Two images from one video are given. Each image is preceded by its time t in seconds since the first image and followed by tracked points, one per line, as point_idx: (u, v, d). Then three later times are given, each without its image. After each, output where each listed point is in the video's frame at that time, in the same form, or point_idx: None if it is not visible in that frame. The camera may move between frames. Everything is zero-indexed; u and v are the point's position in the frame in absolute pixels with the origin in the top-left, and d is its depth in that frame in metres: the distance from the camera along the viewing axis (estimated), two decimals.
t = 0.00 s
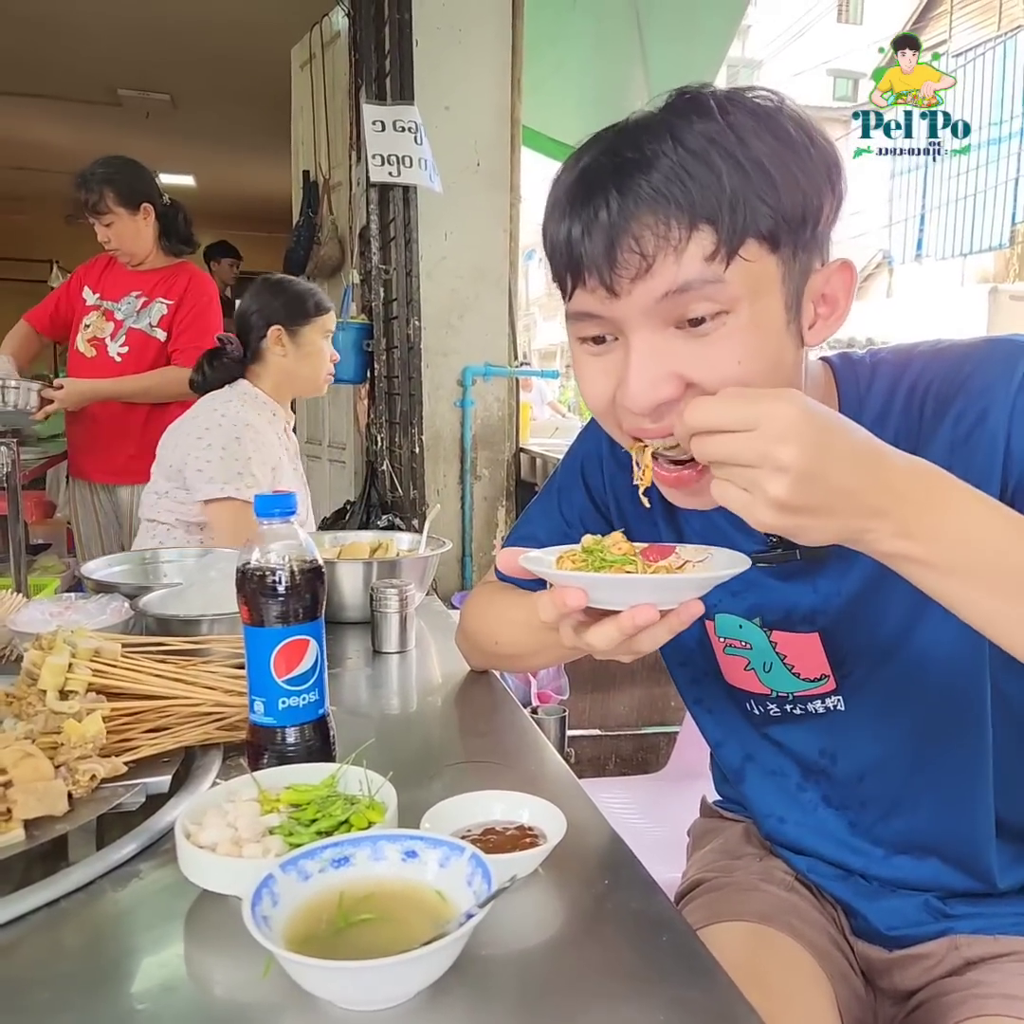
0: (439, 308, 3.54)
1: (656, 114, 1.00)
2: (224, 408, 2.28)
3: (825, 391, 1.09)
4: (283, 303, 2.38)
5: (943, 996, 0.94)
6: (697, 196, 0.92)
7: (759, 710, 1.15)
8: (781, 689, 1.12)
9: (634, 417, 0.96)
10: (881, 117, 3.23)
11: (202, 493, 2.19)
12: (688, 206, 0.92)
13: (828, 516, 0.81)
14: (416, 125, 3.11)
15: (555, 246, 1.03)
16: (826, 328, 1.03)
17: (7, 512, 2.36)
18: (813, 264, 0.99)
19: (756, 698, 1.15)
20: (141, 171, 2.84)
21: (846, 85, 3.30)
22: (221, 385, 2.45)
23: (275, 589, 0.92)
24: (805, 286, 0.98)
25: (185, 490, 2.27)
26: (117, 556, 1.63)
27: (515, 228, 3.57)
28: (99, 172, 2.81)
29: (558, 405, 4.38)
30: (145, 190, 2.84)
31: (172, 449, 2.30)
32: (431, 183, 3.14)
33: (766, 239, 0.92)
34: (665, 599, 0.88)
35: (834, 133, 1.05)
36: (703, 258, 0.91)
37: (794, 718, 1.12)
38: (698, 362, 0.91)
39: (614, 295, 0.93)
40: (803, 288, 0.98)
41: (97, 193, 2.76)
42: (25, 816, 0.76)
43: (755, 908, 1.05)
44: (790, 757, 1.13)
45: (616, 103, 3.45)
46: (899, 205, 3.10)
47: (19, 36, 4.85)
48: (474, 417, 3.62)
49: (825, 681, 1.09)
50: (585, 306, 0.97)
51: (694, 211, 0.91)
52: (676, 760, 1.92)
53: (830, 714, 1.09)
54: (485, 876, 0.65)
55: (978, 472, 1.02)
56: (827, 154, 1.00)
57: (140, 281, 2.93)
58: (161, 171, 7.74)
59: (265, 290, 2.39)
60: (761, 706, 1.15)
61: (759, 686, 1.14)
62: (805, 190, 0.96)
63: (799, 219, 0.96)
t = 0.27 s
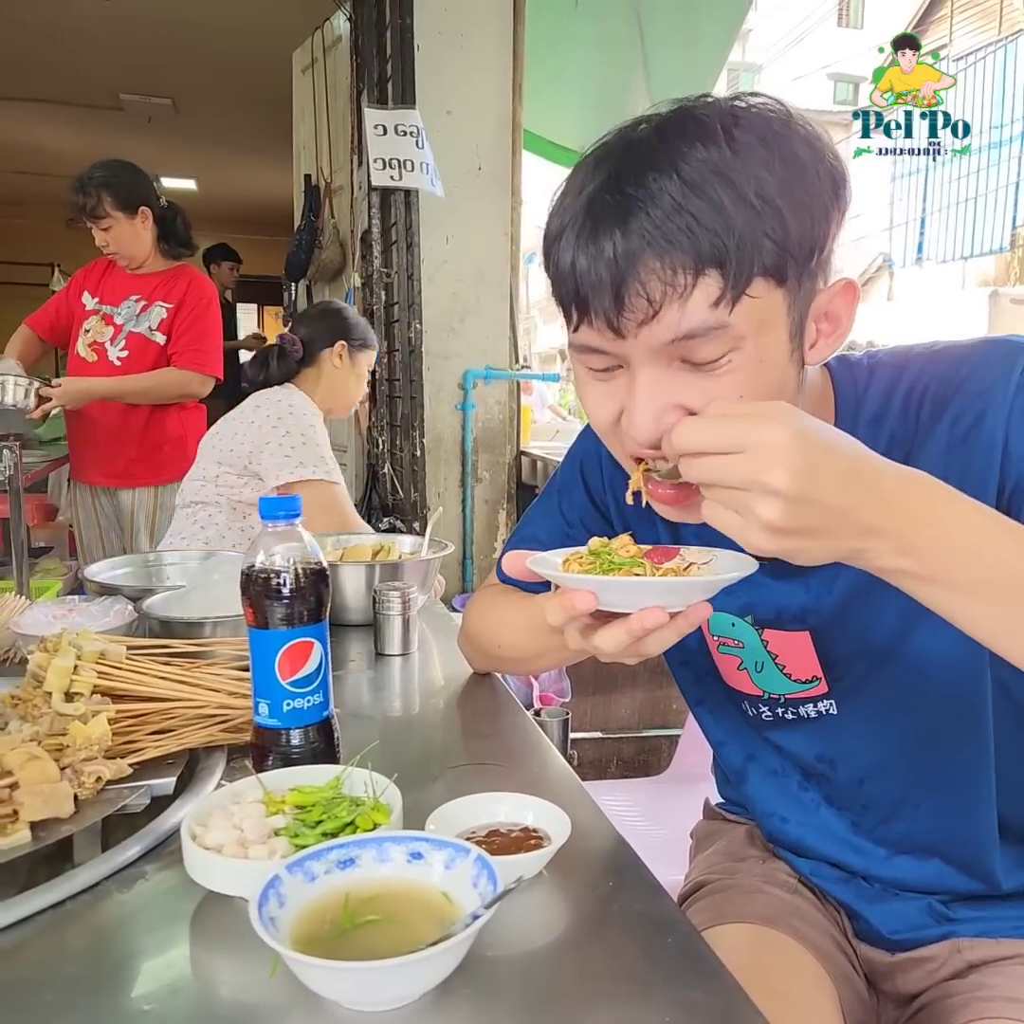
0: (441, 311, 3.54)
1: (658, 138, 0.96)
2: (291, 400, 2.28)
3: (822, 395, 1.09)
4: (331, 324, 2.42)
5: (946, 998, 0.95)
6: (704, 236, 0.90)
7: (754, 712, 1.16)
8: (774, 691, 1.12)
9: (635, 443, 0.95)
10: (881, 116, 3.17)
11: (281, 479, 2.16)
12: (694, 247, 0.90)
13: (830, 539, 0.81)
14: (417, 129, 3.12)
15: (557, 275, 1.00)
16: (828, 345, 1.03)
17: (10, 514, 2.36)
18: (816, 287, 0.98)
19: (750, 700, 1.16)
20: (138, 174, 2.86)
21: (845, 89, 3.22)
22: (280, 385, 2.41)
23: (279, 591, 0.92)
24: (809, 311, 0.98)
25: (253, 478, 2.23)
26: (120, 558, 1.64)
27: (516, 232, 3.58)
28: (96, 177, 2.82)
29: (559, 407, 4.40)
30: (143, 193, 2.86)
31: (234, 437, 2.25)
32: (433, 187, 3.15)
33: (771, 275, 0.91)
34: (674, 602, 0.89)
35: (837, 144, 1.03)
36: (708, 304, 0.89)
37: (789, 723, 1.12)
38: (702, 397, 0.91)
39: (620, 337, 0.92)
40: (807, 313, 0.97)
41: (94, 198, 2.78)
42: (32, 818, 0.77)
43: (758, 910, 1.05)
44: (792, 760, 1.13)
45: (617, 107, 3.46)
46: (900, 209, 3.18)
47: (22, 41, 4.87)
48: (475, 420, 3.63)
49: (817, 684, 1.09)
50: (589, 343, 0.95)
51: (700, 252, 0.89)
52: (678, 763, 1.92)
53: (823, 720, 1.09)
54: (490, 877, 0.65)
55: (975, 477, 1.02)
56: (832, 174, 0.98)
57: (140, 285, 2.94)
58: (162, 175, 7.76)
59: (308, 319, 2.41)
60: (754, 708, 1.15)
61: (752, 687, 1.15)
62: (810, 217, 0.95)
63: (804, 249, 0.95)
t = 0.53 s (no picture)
0: (439, 316, 3.55)
1: (637, 144, 0.96)
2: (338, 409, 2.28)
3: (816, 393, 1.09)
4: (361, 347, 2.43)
5: (950, 999, 0.95)
6: (678, 244, 0.89)
7: (754, 711, 1.16)
8: (767, 691, 1.12)
9: (621, 451, 0.95)
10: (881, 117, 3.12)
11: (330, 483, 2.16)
12: (669, 255, 0.89)
13: (837, 556, 0.79)
14: (415, 135, 3.13)
15: (540, 281, 1.00)
16: (820, 345, 1.01)
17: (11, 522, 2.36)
18: (803, 289, 0.97)
19: (747, 699, 1.16)
20: (137, 180, 2.86)
21: (843, 91, 3.31)
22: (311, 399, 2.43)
23: (280, 594, 0.93)
24: (795, 312, 0.97)
25: (299, 481, 2.22)
26: (121, 564, 1.64)
27: (514, 236, 3.58)
28: (95, 183, 2.83)
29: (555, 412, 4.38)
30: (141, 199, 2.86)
31: (278, 440, 2.24)
32: (431, 192, 3.16)
33: (750, 280, 0.90)
34: (671, 602, 0.88)
35: (825, 141, 1.02)
36: (683, 312, 0.89)
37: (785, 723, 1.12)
38: (685, 402, 0.91)
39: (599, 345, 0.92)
40: (793, 315, 0.96)
41: (94, 205, 2.78)
42: (34, 822, 0.77)
43: (761, 912, 1.05)
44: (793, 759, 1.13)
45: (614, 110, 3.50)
46: (897, 209, 3.20)
47: (20, 50, 4.89)
48: (475, 424, 3.64)
49: (809, 687, 1.09)
50: (570, 350, 0.96)
51: (675, 260, 0.89)
52: (679, 765, 1.92)
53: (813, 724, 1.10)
54: (492, 879, 0.65)
55: (975, 480, 1.03)
56: (816, 175, 0.97)
57: (136, 292, 2.94)
58: (161, 182, 7.78)
59: (343, 343, 2.44)
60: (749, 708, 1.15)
61: (746, 686, 1.15)
62: (792, 220, 0.94)
63: (787, 252, 0.94)
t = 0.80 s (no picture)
0: (440, 318, 3.55)
1: (632, 148, 0.96)
2: (353, 417, 2.30)
3: (823, 393, 1.10)
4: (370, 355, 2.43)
5: (951, 999, 0.95)
6: (674, 253, 0.89)
7: (755, 710, 1.16)
8: (767, 692, 1.12)
9: (626, 453, 0.96)
10: (882, 116, 3.23)
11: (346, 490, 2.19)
12: (665, 264, 0.89)
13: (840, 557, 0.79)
14: (416, 137, 3.14)
15: (539, 287, 1.01)
16: (821, 343, 1.02)
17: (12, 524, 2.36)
18: (803, 289, 0.97)
19: (749, 698, 1.16)
20: (143, 182, 2.86)
21: (841, 95, 3.28)
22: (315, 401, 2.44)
23: (282, 596, 0.94)
24: (795, 313, 0.97)
25: (313, 487, 2.23)
26: (123, 566, 1.64)
27: (515, 238, 3.59)
28: (99, 177, 2.82)
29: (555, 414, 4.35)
30: (144, 201, 2.86)
31: (294, 444, 2.24)
32: (432, 194, 3.16)
33: (747, 286, 0.91)
34: (664, 610, 0.88)
35: (825, 138, 1.01)
36: (679, 321, 0.89)
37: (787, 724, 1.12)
38: (685, 408, 0.92)
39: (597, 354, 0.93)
40: (793, 317, 0.97)
41: (101, 202, 2.77)
42: (36, 824, 0.77)
43: (762, 913, 1.05)
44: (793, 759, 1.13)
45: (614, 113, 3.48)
46: (898, 212, 3.20)
47: (21, 53, 4.90)
48: (475, 426, 3.64)
49: (809, 691, 1.09)
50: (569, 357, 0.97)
51: (671, 269, 0.89)
52: (680, 768, 1.92)
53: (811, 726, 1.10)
54: (495, 880, 0.65)
55: (986, 488, 1.03)
56: (813, 176, 0.97)
57: (132, 295, 2.93)
58: (162, 185, 7.81)
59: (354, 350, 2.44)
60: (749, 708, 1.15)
61: (746, 685, 1.15)
62: (790, 223, 0.94)
63: (784, 255, 0.94)
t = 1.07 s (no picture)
0: (441, 320, 3.56)
1: (641, 138, 0.96)
2: (330, 414, 2.29)
3: (831, 394, 1.10)
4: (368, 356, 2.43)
5: (953, 1002, 0.95)
6: (688, 236, 0.90)
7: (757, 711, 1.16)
8: (771, 694, 1.12)
9: (635, 444, 0.95)
10: (881, 117, 3.26)
11: (321, 486, 2.16)
12: (679, 248, 0.89)
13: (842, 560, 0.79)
14: (416, 140, 3.14)
15: (551, 279, 1.01)
16: (832, 330, 1.02)
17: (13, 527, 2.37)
18: (815, 275, 0.98)
19: (752, 700, 1.16)
20: (151, 190, 2.83)
21: (843, 96, 3.33)
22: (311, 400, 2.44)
23: (284, 598, 0.94)
24: (808, 299, 0.97)
25: (292, 486, 2.23)
26: (124, 568, 1.64)
27: (515, 240, 3.59)
28: (110, 184, 2.78)
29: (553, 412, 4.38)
30: (152, 210, 2.83)
31: (270, 445, 2.25)
32: (432, 197, 3.17)
33: (762, 268, 0.91)
34: (662, 625, 0.88)
35: (829, 127, 1.02)
36: (695, 305, 0.89)
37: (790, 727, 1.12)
38: (700, 396, 0.91)
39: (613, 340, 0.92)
40: (805, 302, 0.97)
41: (114, 210, 2.75)
42: (39, 825, 0.77)
43: (764, 915, 1.05)
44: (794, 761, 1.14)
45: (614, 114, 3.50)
46: (898, 214, 3.17)
47: (22, 55, 4.91)
48: (476, 428, 3.64)
49: (814, 693, 1.09)
50: (583, 346, 0.96)
51: (685, 253, 0.89)
52: (681, 770, 1.92)
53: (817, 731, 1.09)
54: (497, 881, 0.65)
55: (995, 494, 1.04)
56: (822, 161, 0.97)
57: (137, 302, 2.93)
58: (163, 187, 7.82)
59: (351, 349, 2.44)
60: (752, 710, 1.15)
61: (750, 687, 1.15)
62: (800, 208, 0.94)
63: (796, 239, 0.94)
